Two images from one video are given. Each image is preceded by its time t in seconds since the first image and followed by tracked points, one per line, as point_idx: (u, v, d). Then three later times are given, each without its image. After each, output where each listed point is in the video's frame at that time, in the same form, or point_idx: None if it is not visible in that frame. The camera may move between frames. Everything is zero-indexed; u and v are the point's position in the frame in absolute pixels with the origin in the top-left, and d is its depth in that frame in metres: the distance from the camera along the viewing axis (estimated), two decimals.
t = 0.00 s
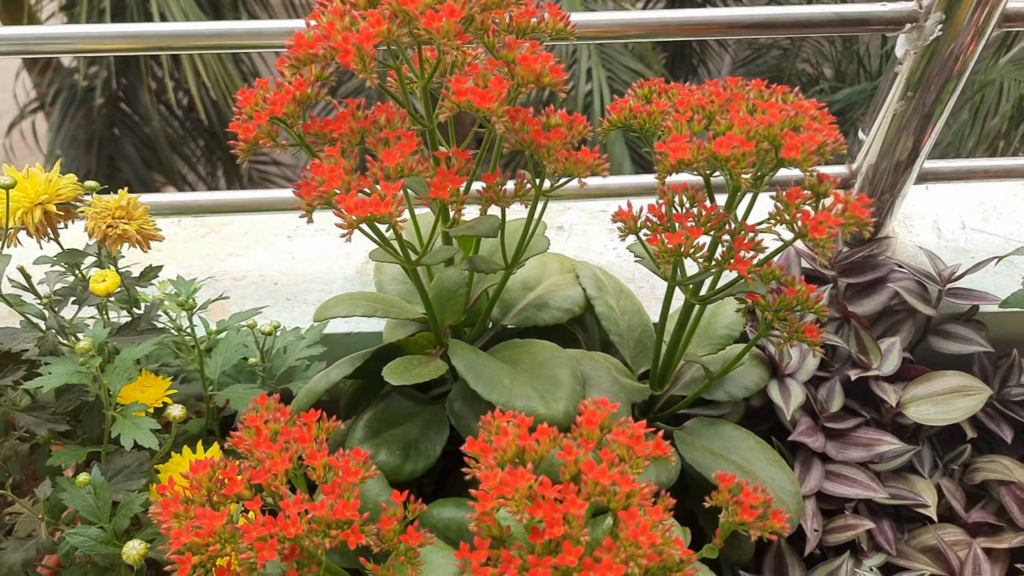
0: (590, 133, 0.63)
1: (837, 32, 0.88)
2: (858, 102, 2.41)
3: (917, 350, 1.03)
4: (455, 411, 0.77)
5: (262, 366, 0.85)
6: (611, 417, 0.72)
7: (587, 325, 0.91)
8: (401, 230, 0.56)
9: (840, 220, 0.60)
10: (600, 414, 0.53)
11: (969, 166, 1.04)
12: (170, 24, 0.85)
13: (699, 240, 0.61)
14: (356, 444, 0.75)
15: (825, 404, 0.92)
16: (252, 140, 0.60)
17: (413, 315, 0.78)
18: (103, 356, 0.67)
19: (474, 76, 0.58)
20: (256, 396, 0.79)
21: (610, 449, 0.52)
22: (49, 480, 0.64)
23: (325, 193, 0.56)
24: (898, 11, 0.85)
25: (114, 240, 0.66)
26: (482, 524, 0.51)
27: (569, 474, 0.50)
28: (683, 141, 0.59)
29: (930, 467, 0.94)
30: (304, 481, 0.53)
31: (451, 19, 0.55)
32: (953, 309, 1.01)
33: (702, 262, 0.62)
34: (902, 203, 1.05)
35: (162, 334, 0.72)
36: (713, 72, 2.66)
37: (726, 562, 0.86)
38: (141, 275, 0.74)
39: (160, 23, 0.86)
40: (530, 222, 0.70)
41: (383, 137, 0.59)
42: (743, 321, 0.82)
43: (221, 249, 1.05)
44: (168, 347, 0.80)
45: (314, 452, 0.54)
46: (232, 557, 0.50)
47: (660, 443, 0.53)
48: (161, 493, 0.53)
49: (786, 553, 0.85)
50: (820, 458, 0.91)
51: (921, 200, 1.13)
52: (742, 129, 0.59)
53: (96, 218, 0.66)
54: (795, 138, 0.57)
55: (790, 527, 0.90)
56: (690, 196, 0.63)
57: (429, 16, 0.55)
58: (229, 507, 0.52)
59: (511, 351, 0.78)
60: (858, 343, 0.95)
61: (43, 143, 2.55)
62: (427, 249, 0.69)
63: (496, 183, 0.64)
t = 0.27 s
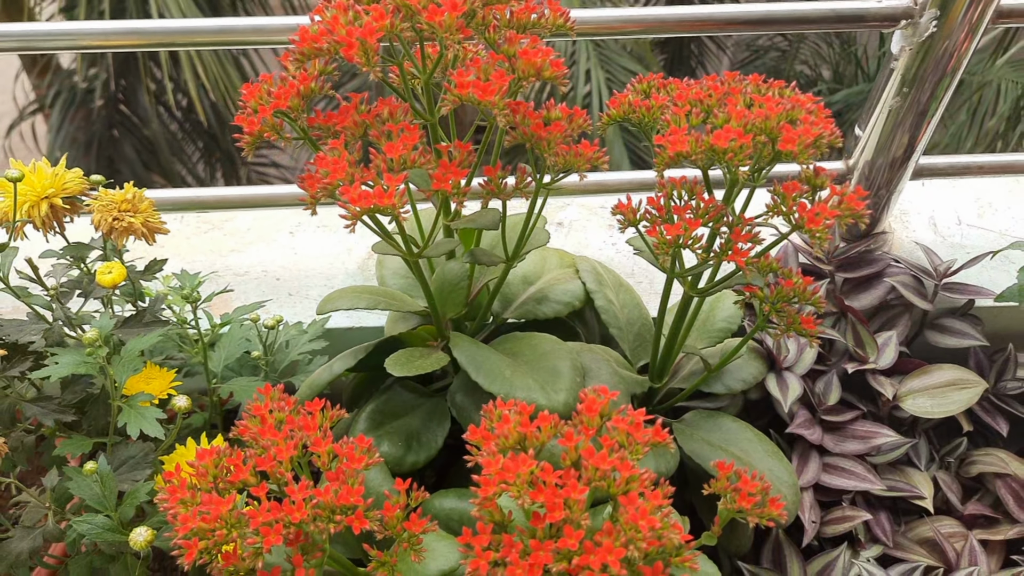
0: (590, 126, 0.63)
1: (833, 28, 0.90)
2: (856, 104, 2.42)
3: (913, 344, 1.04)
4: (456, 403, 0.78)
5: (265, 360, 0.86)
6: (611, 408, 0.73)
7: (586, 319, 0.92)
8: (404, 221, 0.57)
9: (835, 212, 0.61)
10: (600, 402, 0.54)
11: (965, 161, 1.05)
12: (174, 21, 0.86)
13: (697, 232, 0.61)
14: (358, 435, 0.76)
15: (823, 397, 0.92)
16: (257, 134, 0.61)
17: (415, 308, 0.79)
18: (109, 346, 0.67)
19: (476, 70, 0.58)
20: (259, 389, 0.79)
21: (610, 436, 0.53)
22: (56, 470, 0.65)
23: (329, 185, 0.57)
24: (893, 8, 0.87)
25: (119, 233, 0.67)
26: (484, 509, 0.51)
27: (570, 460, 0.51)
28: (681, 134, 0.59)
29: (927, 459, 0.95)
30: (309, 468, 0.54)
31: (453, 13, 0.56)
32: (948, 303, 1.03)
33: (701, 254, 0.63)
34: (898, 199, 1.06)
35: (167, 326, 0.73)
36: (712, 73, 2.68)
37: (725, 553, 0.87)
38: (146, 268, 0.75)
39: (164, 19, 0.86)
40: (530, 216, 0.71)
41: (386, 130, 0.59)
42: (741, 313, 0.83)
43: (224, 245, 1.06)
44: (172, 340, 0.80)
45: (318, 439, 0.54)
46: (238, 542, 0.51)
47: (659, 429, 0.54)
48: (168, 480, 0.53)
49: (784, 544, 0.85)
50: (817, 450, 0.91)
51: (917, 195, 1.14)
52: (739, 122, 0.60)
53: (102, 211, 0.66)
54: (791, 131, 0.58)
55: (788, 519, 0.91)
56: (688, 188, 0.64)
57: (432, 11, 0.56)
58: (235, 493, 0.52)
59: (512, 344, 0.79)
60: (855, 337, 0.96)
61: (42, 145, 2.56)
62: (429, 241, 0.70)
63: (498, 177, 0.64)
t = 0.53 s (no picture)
0: (591, 117, 0.64)
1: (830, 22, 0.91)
2: (854, 105, 2.43)
3: (911, 337, 1.04)
4: (458, 394, 0.78)
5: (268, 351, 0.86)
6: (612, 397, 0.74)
7: (586, 311, 0.92)
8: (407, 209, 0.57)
9: (833, 200, 0.62)
10: (601, 387, 0.55)
11: (962, 155, 1.05)
12: (177, 15, 0.87)
13: (697, 220, 0.62)
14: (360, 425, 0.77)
15: (821, 388, 0.93)
16: (261, 124, 0.61)
17: (417, 299, 0.80)
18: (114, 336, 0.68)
19: (478, 60, 0.59)
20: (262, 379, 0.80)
21: (611, 421, 0.53)
22: (61, 457, 0.66)
23: (333, 173, 0.57)
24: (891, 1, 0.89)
25: (124, 223, 0.67)
26: (486, 492, 0.52)
27: (572, 444, 0.52)
28: (680, 123, 0.59)
29: (924, 450, 0.96)
30: (313, 452, 0.54)
31: (455, 3, 0.57)
32: (945, 296, 1.03)
33: (700, 243, 0.64)
34: (895, 194, 1.07)
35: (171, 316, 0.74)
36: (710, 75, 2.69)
37: (725, 543, 0.87)
38: (150, 260, 0.75)
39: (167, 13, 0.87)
40: (531, 207, 0.72)
41: (390, 120, 0.60)
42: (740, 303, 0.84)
43: (225, 240, 1.06)
44: (176, 331, 0.81)
45: (322, 424, 0.55)
46: (244, 525, 0.51)
47: (659, 414, 0.54)
48: (173, 464, 0.54)
49: (782, 533, 0.86)
50: (816, 441, 0.92)
51: (914, 189, 1.15)
52: (738, 112, 0.60)
53: (107, 201, 0.67)
54: (790, 120, 0.58)
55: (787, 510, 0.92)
56: (687, 178, 0.65)
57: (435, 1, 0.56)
58: (240, 477, 0.53)
59: (513, 334, 0.80)
60: (853, 329, 0.97)
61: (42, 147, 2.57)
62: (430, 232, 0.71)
63: (499, 166, 0.65)
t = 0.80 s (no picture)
0: (591, 105, 0.65)
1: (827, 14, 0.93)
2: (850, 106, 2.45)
3: (907, 328, 1.05)
4: (459, 381, 0.79)
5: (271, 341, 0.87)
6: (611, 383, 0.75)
7: (585, 302, 0.93)
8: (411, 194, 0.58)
9: (829, 186, 0.62)
10: (602, 368, 0.56)
11: (956, 148, 1.07)
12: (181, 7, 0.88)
13: (695, 207, 0.63)
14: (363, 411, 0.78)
15: (818, 377, 0.94)
16: (265, 112, 0.61)
17: (419, 288, 0.80)
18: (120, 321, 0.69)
19: (479, 48, 0.60)
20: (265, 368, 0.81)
21: (611, 401, 0.54)
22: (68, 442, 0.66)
23: (337, 159, 0.58)
24: None
25: (130, 211, 0.68)
26: (489, 471, 0.53)
27: (572, 424, 0.53)
28: (678, 111, 0.60)
29: (920, 439, 0.97)
30: (318, 433, 0.55)
31: None
32: (940, 287, 1.04)
33: (698, 229, 0.65)
34: (890, 187, 1.08)
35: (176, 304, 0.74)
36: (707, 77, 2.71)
37: (723, 530, 0.88)
38: (155, 248, 0.76)
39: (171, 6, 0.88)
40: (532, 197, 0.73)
41: (393, 107, 0.61)
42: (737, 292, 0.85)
43: (227, 233, 1.07)
44: (180, 320, 0.82)
45: (327, 405, 0.56)
46: (251, 502, 0.52)
47: (659, 395, 0.55)
48: (181, 445, 0.55)
49: (780, 520, 0.87)
50: (813, 430, 0.93)
51: (910, 182, 1.16)
52: (736, 99, 0.60)
53: (113, 189, 0.68)
54: (786, 107, 0.59)
55: (785, 498, 0.93)
56: (686, 166, 0.65)
57: None
58: (246, 457, 0.54)
59: (513, 323, 0.81)
60: (849, 319, 0.98)
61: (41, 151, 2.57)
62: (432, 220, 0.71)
63: (501, 154, 0.65)
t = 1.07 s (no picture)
0: (590, 91, 0.65)
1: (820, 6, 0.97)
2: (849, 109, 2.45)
3: (904, 317, 1.06)
4: (460, 367, 0.80)
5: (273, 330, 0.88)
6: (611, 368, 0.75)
7: (585, 291, 0.94)
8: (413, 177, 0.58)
9: (826, 170, 0.63)
10: (602, 348, 0.56)
11: (953, 139, 1.07)
12: None
13: (693, 190, 0.64)
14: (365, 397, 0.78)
15: (816, 365, 0.95)
16: (269, 97, 0.62)
17: (420, 275, 0.81)
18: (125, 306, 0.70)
19: (481, 33, 0.61)
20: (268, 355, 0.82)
21: (611, 379, 0.55)
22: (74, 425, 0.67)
23: (340, 143, 0.58)
24: None
25: (134, 197, 0.69)
26: (490, 448, 0.54)
27: (572, 401, 0.53)
28: (677, 95, 0.61)
29: (918, 427, 0.97)
30: (322, 411, 0.56)
31: None
32: (938, 277, 1.05)
33: (697, 212, 0.65)
34: (886, 180, 1.09)
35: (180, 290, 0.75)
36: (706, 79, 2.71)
37: (722, 517, 0.89)
38: (159, 235, 0.76)
39: None
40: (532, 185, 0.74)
41: (395, 92, 0.61)
42: (735, 279, 0.86)
43: (230, 225, 1.08)
44: (184, 308, 0.82)
45: (330, 384, 0.57)
46: (256, 479, 0.53)
47: (657, 373, 0.56)
48: (186, 423, 0.55)
49: (779, 507, 0.88)
50: (812, 418, 0.94)
51: (907, 174, 1.16)
52: (733, 83, 0.60)
53: (118, 174, 0.68)
54: (784, 91, 0.59)
55: (784, 485, 0.94)
56: (685, 152, 0.66)
57: None
58: (251, 435, 0.55)
59: (514, 310, 0.82)
60: (847, 308, 0.98)
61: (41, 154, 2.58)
62: (434, 205, 0.72)
63: (501, 139, 0.65)
